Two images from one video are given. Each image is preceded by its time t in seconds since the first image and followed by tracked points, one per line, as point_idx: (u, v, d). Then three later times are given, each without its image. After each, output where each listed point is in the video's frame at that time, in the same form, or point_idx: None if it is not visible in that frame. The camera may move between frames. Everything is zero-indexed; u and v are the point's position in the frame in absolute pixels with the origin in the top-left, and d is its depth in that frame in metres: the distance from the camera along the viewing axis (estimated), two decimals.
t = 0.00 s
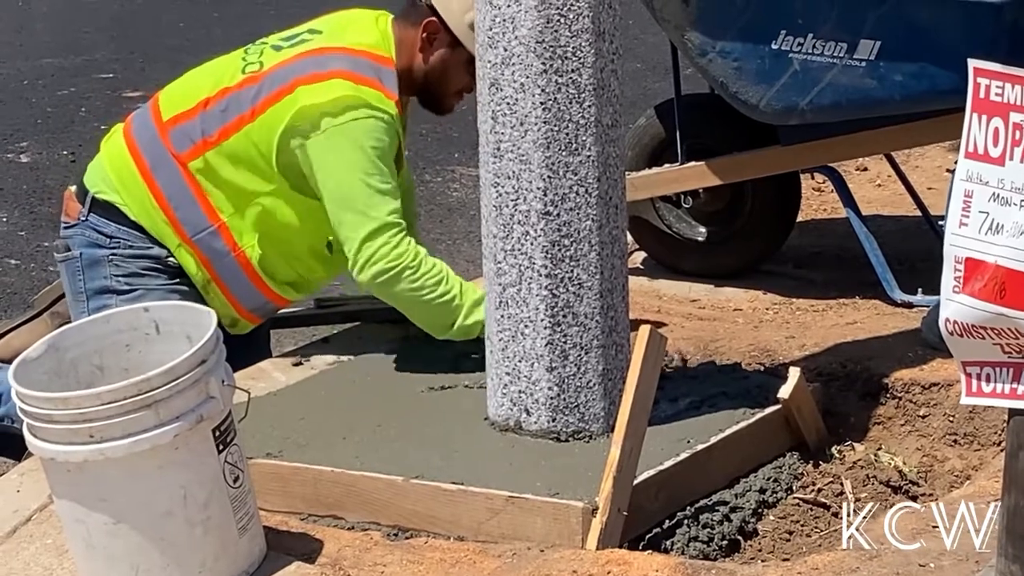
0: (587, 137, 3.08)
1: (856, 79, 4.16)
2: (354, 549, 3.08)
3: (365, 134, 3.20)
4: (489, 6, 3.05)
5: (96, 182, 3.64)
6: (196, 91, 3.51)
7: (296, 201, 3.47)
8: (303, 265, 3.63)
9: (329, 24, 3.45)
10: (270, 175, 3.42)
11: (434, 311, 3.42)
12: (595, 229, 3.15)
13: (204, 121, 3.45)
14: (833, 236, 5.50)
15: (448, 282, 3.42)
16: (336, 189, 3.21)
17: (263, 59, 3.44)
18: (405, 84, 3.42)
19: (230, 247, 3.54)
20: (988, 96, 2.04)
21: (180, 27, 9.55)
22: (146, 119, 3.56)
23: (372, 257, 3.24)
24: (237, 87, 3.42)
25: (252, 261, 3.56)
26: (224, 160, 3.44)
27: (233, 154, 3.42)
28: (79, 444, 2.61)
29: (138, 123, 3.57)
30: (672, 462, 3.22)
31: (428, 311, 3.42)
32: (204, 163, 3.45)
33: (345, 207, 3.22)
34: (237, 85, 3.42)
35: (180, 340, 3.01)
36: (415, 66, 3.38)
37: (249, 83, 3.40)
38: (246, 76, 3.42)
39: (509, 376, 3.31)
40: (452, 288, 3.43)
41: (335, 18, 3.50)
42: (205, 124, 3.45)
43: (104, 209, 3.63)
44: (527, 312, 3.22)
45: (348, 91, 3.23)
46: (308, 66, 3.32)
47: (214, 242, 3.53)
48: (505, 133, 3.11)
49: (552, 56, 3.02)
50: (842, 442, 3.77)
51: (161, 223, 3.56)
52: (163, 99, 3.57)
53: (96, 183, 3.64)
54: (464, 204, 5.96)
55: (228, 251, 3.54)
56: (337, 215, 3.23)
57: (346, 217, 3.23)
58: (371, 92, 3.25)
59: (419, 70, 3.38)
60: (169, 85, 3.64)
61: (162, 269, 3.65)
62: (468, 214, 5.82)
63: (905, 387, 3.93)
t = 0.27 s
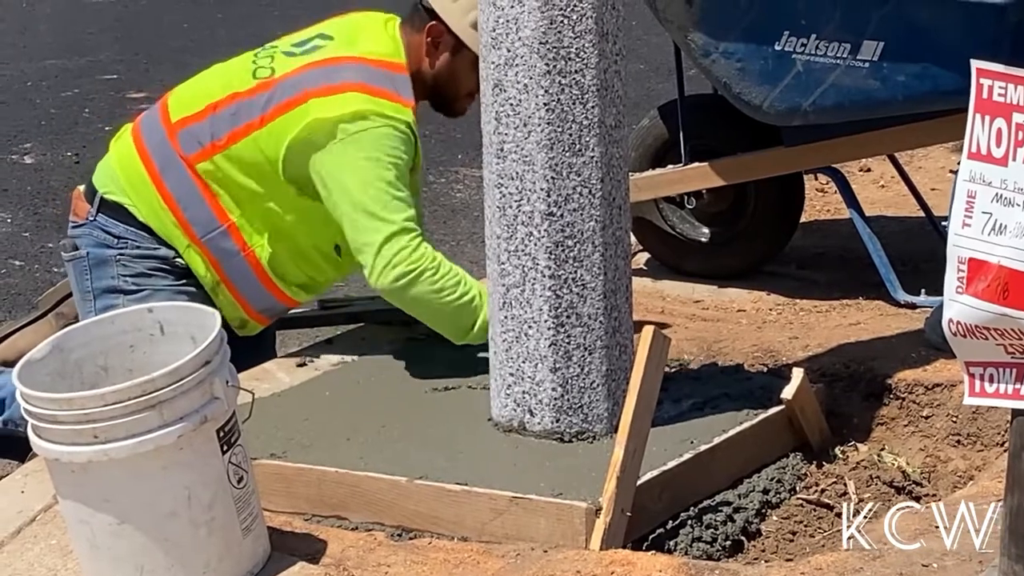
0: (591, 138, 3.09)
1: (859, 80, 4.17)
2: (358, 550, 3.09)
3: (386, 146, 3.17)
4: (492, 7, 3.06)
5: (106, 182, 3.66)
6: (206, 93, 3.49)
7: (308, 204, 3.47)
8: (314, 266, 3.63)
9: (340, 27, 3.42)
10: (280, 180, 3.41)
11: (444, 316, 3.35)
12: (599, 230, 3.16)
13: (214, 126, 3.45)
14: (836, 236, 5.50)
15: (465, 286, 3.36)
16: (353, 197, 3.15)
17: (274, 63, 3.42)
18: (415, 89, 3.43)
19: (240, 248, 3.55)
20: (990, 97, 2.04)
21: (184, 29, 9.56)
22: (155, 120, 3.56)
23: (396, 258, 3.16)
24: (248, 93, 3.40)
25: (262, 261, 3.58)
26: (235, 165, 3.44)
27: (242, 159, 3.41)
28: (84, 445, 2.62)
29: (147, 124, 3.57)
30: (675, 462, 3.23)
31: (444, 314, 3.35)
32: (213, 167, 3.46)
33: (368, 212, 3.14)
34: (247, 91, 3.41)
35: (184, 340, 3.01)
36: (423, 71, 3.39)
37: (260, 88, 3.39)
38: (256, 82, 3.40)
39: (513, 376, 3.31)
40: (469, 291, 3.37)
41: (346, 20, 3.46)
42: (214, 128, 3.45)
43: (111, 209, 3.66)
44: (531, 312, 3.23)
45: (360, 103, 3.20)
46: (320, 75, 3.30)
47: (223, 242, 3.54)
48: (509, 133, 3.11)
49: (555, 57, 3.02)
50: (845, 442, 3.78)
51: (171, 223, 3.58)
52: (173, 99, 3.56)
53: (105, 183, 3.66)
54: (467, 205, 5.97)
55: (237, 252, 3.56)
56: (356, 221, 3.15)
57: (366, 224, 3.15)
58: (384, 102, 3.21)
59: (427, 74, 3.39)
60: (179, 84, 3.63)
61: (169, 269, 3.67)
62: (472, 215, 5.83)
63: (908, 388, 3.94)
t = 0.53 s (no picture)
0: (595, 138, 3.09)
1: (863, 79, 4.17)
2: (362, 549, 3.09)
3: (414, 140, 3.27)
4: (497, 6, 3.06)
5: (105, 185, 3.66)
6: (207, 104, 3.50)
7: (313, 216, 3.53)
8: (313, 278, 3.67)
9: (343, 41, 3.46)
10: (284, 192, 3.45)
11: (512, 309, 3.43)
12: (603, 229, 3.16)
13: (216, 137, 3.46)
14: (840, 236, 5.50)
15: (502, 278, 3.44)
16: (406, 195, 3.25)
17: (277, 77, 3.44)
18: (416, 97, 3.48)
19: (239, 260, 3.57)
20: (994, 96, 2.05)
21: (188, 29, 9.57)
22: (156, 128, 3.56)
23: (467, 241, 3.27)
24: (253, 107, 3.42)
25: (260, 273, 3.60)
26: (237, 177, 3.46)
27: (246, 172, 3.43)
28: (89, 444, 2.62)
29: (147, 132, 3.57)
30: (679, 462, 3.23)
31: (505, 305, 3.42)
32: (215, 179, 3.47)
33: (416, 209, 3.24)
34: (252, 104, 3.43)
35: (188, 340, 3.02)
36: (422, 81, 3.44)
37: (264, 102, 3.41)
38: (260, 96, 3.42)
39: (517, 376, 3.32)
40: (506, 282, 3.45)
41: (347, 32, 3.49)
42: (215, 141, 3.46)
43: (110, 214, 3.66)
44: (535, 312, 3.23)
45: (374, 117, 3.27)
46: (327, 92, 3.34)
47: (222, 254, 3.56)
48: (513, 133, 3.12)
49: (559, 57, 3.03)
50: (849, 442, 3.77)
51: (168, 233, 3.59)
52: (173, 107, 3.56)
53: (104, 188, 3.66)
54: (471, 204, 5.97)
55: (236, 264, 3.58)
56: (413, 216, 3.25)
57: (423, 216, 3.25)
58: (396, 115, 3.28)
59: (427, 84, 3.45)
60: (179, 91, 3.63)
61: (167, 272, 3.67)
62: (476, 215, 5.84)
63: (912, 387, 3.93)
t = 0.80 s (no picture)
0: (599, 136, 3.09)
1: (867, 78, 4.17)
2: (366, 547, 3.09)
3: (377, 139, 3.20)
4: (500, 5, 3.07)
5: (115, 181, 3.67)
6: (215, 89, 3.52)
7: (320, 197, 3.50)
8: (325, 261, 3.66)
9: (350, 21, 3.45)
10: (289, 172, 3.43)
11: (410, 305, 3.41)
12: (607, 227, 3.16)
13: (223, 120, 3.47)
14: (844, 234, 5.50)
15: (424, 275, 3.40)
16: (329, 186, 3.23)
17: (282, 58, 3.44)
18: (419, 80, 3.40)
19: (251, 243, 3.56)
20: (998, 94, 2.05)
21: (192, 28, 9.58)
22: (164, 118, 3.58)
23: (350, 247, 3.24)
24: (258, 86, 3.43)
25: (272, 256, 3.59)
26: (245, 159, 3.46)
27: (253, 151, 3.43)
28: (92, 442, 2.63)
29: (156, 122, 3.59)
30: (683, 459, 3.23)
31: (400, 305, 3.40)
32: (223, 161, 3.47)
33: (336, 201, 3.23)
34: (257, 85, 3.43)
35: (193, 338, 3.02)
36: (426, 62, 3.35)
37: (269, 82, 3.41)
38: (265, 76, 3.43)
39: (521, 374, 3.33)
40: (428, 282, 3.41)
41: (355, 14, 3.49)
42: (223, 124, 3.47)
43: (121, 208, 3.66)
44: (539, 310, 3.23)
45: (366, 91, 3.23)
46: (327, 66, 3.32)
47: (234, 238, 3.56)
48: (517, 131, 3.12)
49: (563, 55, 3.03)
50: (853, 440, 3.78)
51: (179, 221, 3.59)
52: (182, 96, 3.58)
53: (114, 182, 3.67)
54: (475, 203, 5.97)
55: (247, 248, 3.57)
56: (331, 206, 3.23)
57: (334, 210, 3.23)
58: (390, 91, 3.24)
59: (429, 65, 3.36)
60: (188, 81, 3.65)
61: (178, 268, 3.67)
62: (479, 213, 5.84)
63: (916, 385, 3.93)
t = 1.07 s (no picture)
0: (600, 133, 3.09)
1: (869, 75, 4.17)
2: (368, 544, 3.09)
3: (338, 142, 3.19)
4: (502, 2, 3.06)
5: (88, 188, 3.69)
6: (185, 96, 3.54)
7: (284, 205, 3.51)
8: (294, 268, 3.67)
9: (318, 30, 3.46)
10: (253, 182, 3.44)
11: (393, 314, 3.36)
12: (608, 224, 3.16)
13: (190, 127, 3.48)
14: (845, 231, 5.50)
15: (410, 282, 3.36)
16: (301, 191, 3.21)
17: (248, 65, 3.45)
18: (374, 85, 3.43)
19: (221, 248, 3.59)
20: (999, 91, 2.05)
21: (193, 25, 9.58)
22: (136, 125, 3.60)
23: (330, 253, 3.22)
24: (222, 95, 3.44)
25: (242, 261, 3.61)
26: (211, 165, 3.47)
27: (220, 159, 3.44)
28: (95, 439, 2.62)
29: (128, 128, 3.62)
30: (685, 456, 3.24)
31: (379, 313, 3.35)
32: (191, 168, 3.49)
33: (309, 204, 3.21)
34: (222, 92, 3.45)
35: (195, 336, 3.02)
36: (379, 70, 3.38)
37: (233, 89, 3.42)
38: (231, 83, 3.44)
39: (523, 371, 3.33)
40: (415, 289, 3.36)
41: (323, 22, 3.51)
42: (191, 130, 3.48)
43: (95, 213, 3.68)
44: (541, 307, 3.24)
45: (324, 101, 3.24)
46: (288, 76, 3.33)
47: (204, 244, 3.58)
48: (518, 128, 3.13)
49: (564, 52, 3.03)
50: (855, 437, 3.78)
51: (151, 227, 3.60)
52: (154, 102, 3.61)
53: (89, 189, 3.69)
54: (477, 200, 5.98)
55: (219, 253, 3.59)
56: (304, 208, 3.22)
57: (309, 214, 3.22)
58: (345, 101, 3.24)
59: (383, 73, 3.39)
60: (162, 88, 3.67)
61: (155, 266, 3.67)
62: (481, 210, 5.84)
63: (918, 382, 3.95)
